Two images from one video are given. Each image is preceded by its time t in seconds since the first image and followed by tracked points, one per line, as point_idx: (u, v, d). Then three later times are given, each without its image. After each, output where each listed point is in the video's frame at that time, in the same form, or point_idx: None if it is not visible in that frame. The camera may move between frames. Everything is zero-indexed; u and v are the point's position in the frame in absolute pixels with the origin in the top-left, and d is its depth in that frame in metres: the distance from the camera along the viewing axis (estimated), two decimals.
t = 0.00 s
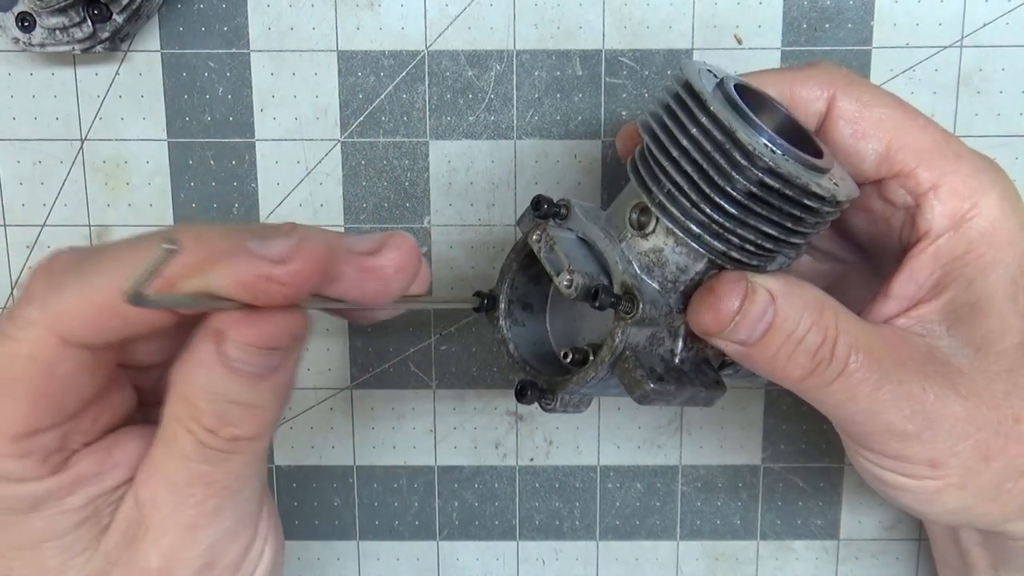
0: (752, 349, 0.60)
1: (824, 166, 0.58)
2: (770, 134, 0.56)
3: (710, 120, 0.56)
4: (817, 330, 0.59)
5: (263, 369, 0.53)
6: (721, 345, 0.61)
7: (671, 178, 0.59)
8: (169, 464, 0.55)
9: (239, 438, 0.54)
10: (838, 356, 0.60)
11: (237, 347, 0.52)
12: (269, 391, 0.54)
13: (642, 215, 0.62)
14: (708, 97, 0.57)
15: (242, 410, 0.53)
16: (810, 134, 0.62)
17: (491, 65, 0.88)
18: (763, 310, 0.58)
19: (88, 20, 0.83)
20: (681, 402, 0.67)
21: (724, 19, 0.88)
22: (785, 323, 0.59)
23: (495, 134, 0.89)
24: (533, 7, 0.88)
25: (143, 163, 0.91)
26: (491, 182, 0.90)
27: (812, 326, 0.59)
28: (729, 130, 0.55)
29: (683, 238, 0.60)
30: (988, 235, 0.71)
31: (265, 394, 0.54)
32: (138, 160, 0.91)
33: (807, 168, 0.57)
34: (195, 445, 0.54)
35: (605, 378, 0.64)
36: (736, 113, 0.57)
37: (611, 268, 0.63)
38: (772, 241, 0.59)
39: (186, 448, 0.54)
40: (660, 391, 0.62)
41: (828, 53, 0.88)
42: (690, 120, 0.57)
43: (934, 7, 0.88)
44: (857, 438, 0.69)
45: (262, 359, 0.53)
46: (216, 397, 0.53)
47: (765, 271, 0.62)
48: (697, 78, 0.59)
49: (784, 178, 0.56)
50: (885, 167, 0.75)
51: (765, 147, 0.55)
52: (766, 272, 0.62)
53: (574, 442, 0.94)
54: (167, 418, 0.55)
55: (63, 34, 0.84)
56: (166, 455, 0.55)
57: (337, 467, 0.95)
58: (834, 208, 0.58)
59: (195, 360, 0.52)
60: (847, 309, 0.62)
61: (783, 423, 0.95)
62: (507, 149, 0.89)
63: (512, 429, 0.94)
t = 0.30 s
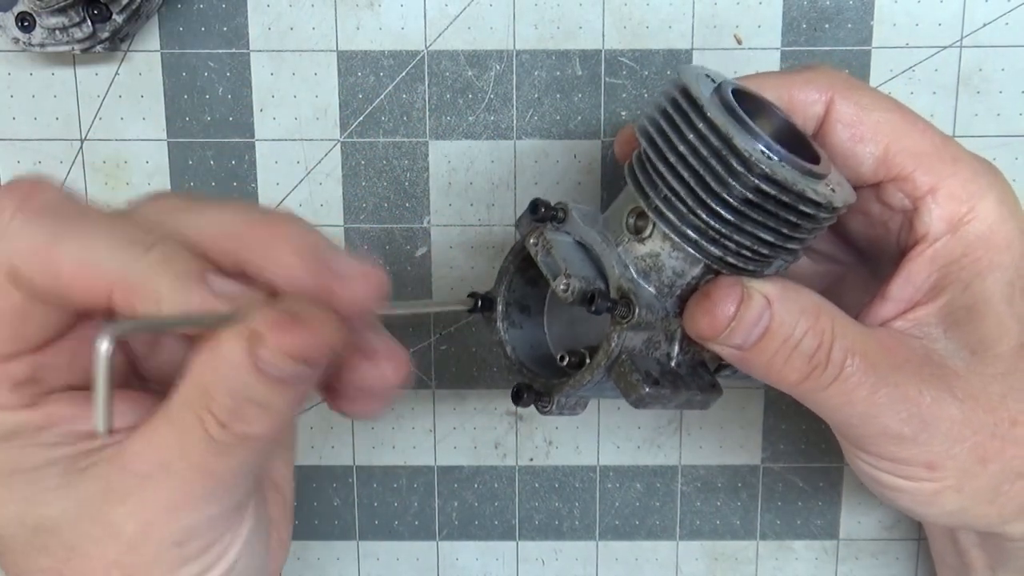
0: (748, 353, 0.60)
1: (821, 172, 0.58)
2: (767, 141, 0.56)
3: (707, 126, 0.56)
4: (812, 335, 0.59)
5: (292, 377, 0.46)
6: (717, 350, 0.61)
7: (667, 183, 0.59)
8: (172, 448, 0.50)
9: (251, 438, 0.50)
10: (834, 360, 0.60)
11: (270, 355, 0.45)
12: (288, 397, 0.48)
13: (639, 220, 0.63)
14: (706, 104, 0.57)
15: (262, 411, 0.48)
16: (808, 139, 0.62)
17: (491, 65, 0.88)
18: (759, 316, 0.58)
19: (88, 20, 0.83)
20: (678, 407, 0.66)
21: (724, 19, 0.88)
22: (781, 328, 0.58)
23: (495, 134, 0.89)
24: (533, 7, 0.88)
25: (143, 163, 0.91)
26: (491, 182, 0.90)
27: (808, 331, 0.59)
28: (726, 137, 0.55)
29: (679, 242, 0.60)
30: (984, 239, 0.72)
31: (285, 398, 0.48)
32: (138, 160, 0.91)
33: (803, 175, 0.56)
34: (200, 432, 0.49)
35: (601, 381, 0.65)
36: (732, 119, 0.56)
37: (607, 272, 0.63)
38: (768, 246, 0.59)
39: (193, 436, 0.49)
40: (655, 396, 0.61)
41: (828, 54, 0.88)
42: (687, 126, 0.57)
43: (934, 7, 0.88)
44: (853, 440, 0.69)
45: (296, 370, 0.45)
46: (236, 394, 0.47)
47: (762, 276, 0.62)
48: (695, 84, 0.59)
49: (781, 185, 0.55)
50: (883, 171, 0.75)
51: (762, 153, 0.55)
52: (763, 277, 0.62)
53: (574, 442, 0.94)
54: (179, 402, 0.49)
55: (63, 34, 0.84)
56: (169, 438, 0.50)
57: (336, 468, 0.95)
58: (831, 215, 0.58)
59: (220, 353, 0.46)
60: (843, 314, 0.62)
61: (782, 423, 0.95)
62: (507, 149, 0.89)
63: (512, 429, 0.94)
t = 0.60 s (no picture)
0: (754, 349, 0.60)
1: (828, 168, 0.58)
2: (775, 135, 0.56)
3: (715, 120, 0.56)
4: (818, 331, 0.59)
5: (290, 375, 0.48)
6: (723, 345, 0.61)
7: (675, 177, 0.58)
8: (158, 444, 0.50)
9: (236, 436, 0.50)
10: (839, 356, 0.60)
11: (267, 349, 0.46)
12: (283, 396, 0.49)
13: (645, 214, 0.63)
14: (714, 97, 0.57)
15: (251, 407, 0.48)
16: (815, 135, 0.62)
17: (491, 65, 0.88)
18: (765, 311, 0.58)
19: (88, 20, 0.83)
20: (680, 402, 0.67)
21: (724, 19, 0.88)
22: (787, 323, 0.58)
23: (494, 134, 0.89)
24: (533, 7, 0.88)
25: (143, 163, 0.91)
26: (491, 182, 0.90)
27: (814, 326, 0.59)
28: (735, 130, 0.55)
29: (686, 237, 0.60)
30: (989, 235, 0.71)
31: (278, 397, 0.49)
32: (138, 160, 0.91)
33: (811, 169, 0.57)
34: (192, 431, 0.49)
35: (606, 376, 0.64)
36: (741, 113, 0.57)
37: (613, 266, 0.63)
38: (775, 241, 0.58)
39: (183, 431, 0.49)
40: (661, 390, 0.62)
41: (828, 54, 0.88)
42: (695, 120, 0.57)
43: (934, 7, 0.88)
44: (857, 437, 0.69)
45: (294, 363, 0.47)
46: (229, 390, 0.48)
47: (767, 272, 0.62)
48: (703, 77, 0.58)
49: (789, 179, 0.55)
50: (889, 167, 0.75)
51: (770, 147, 0.55)
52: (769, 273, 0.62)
53: (574, 442, 0.94)
54: (174, 391, 0.49)
55: (63, 34, 0.84)
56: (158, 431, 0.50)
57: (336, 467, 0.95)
58: (838, 210, 0.58)
59: (220, 345, 0.47)
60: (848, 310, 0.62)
61: (782, 423, 0.95)
62: (507, 149, 0.89)
63: (512, 429, 0.94)
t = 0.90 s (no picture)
0: (752, 346, 0.60)
1: (827, 165, 0.58)
2: (774, 132, 0.56)
3: (715, 117, 0.56)
4: (817, 328, 0.59)
5: (262, 360, 0.47)
6: (722, 343, 0.61)
7: (674, 174, 0.59)
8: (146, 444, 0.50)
9: (209, 429, 0.50)
10: (838, 354, 0.60)
11: (244, 330, 0.45)
12: (259, 383, 0.49)
13: (644, 211, 0.63)
14: (714, 94, 0.57)
15: (227, 397, 0.48)
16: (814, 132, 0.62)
17: (491, 65, 0.88)
18: (764, 308, 0.58)
19: (88, 20, 0.84)
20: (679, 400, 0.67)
21: (724, 19, 0.88)
22: (786, 320, 0.59)
23: (495, 134, 0.89)
24: (533, 7, 0.88)
25: (143, 163, 0.91)
26: (491, 182, 0.90)
27: (813, 324, 0.59)
28: (733, 127, 0.55)
29: (685, 234, 0.60)
30: (989, 233, 0.71)
31: (257, 385, 0.49)
32: (138, 160, 0.91)
33: (811, 167, 0.56)
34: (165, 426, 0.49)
35: (605, 374, 0.64)
36: (740, 110, 0.56)
37: (612, 263, 0.63)
38: (774, 238, 0.59)
39: (154, 427, 0.49)
40: (659, 387, 0.62)
41: (828, 54, 0.88)
42: (694, 117, 0.57)
43: (934, 7, 0.88)
44: (857, 435, 0.69)
45: (268, 343, 0.47)
46: (204, 381, 0.47)
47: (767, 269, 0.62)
48: (703, 74, 0.58)
49: (787, 177, 0.55)
50: (887, 165, 0.75)
51: (769, 144, 0.55)
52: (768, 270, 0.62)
53: (574, 441, 0.94)
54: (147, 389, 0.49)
55: (63, 34, 0.84)
56: (132, 424, 0.50)
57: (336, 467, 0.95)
58: (837, 208, 0.58)
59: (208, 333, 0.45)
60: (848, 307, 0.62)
61: (782, 423, 0.95)
62: (507, 149, 0.89)
63: (512, 428, 0.94)
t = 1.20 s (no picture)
0: (754, 350, 0.60)
1: (830, 168, 0.57)
2: (777, 135, 0.56)
3: (717, 121, 0.56)
4: (818, 332, 0.59)
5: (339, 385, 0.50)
6: (723, 346, 0.61)
7: (676, 177, 0.58)
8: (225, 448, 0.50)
9: (296, 449, 0.51)
10: (840, 357, 0.60)
11: (319, 360, 0.49)
12: (337, 406, 0.51)
13: (646, 214, 0.63)
14: (716, 98, 0.57)
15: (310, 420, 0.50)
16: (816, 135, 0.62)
17: (492, 65, 0.88)
18: (766, 312, 0.58)
19: (88, 20, 0.84)
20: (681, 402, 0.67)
21: (724, 19, 0.88)
22: (787, 324, 0.58)
23: (495, 134, 0.89)
24: (533, 7, 0.88)
25: (143, 163, 0.91)
26: (490, 182, 0.90)
27: (815, 327, 0.59)
28: (736, 130, 0.55)
29: (687, 237, 0.60)
30: (990, 236, 0.71)
31: (334, 406, 0.51)
32: (138, 160, 0.91)
33: (814, 170, 0.56)
34: (249, 447, 0.50)
35: (606, 377, 0.64)
36: (743, 114, 0.56)
37: (614, 266, 0.63)
38: (777, 242, 0.58)
39: (244, 446, 0.50)
40: (661, 390, 0.62)
41: (828, 54, 0.88)
42: (697, 120, 0.57)
43: (934, 7, 0.88)
44: (859, 437, 0.69)
45: (349, 375, 0.50)
46: (285, 403, 0.49)
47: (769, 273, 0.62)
48: (705, 78, 0.58)
49: (790, 180, 0.55)
50: (889, 168, 0.75)
51: (772, 148, 0.55)
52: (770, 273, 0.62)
53: (574, 441, 0.94)
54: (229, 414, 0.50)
55: (63, 34, 0.84)
56: (215, 448, 0.50)
57: (336, 468, 0.95)
58: (840, 211, 0.58)
59: (278, 368, 0.49)
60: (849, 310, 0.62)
61: (782, 423, 0.95)
62: (507, 148, 0.89)
63: (512, 428, 0.94)
